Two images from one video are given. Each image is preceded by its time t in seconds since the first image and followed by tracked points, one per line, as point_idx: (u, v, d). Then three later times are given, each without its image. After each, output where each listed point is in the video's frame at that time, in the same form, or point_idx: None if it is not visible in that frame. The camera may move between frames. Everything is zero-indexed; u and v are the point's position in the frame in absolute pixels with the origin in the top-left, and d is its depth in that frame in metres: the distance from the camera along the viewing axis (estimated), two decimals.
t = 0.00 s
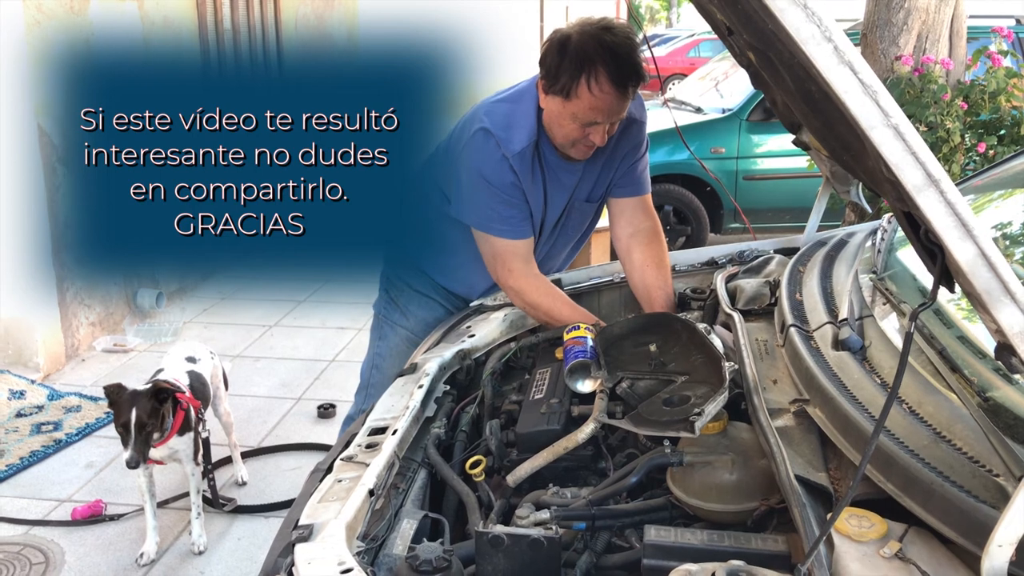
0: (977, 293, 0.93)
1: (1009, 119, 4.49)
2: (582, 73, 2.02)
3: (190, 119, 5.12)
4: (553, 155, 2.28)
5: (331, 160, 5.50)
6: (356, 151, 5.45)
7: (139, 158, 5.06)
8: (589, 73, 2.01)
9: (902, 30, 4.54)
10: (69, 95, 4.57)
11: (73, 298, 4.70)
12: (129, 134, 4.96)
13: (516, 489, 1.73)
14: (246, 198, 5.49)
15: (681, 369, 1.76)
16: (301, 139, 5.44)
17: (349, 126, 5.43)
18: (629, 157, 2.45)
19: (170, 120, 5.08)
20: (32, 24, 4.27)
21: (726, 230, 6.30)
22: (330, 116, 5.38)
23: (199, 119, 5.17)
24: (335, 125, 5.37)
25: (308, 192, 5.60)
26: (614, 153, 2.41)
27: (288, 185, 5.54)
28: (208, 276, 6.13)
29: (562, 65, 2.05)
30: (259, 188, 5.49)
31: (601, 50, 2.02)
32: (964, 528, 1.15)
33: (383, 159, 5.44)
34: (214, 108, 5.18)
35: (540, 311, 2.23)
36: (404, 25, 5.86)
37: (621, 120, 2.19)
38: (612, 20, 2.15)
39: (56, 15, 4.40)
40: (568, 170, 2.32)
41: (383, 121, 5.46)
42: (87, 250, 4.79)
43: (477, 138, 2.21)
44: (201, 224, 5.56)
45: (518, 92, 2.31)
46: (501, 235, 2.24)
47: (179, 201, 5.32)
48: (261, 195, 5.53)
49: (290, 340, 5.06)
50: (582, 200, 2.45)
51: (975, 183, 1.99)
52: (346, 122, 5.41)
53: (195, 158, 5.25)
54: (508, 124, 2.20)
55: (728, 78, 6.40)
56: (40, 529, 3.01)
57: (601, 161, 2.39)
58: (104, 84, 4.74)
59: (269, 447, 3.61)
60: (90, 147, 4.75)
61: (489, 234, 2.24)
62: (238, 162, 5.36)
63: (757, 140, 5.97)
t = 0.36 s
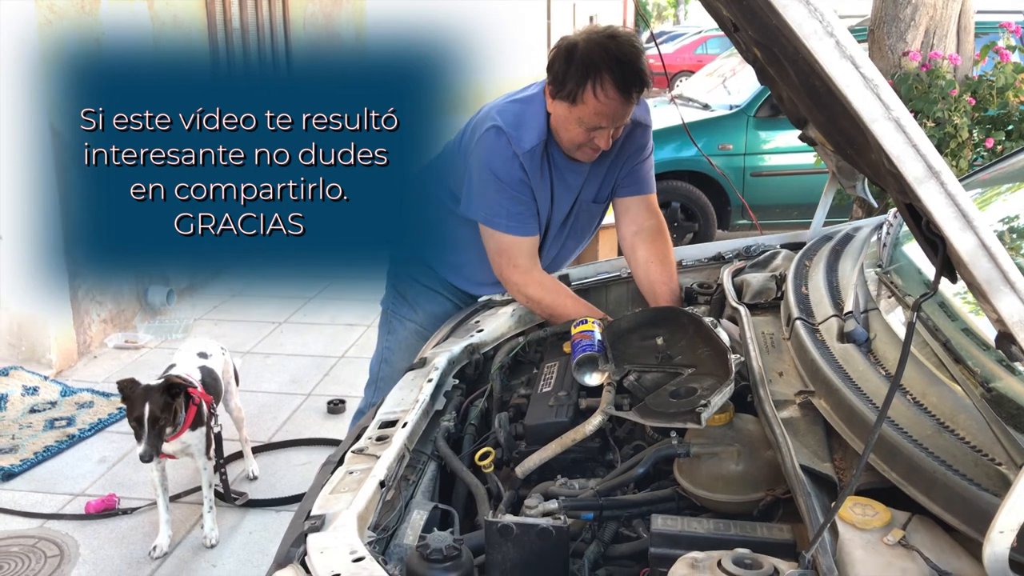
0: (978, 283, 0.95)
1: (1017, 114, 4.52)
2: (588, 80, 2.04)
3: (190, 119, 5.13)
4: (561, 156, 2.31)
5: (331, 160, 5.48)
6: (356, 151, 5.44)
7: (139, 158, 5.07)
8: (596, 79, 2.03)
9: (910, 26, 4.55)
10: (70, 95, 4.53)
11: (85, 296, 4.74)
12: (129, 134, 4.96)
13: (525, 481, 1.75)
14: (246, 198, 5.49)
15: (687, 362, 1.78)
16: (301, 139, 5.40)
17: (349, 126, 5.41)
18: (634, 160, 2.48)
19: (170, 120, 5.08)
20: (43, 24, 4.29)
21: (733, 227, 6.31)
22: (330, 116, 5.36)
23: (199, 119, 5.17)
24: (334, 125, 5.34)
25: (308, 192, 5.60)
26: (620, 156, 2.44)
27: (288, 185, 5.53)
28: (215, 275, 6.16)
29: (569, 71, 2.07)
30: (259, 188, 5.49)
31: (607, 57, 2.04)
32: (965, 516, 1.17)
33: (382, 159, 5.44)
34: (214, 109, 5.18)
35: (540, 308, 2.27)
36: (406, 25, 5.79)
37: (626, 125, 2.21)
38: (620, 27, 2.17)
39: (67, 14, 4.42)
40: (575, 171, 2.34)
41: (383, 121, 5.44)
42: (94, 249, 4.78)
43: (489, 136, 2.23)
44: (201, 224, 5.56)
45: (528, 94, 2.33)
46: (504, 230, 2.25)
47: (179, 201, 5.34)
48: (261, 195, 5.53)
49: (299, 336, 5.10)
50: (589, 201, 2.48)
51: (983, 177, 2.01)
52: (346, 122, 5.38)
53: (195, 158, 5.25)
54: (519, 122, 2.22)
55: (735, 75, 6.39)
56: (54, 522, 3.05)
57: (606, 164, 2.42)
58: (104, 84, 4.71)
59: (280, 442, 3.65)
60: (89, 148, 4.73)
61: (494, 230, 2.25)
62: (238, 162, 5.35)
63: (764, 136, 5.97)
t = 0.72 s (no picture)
0: (965, 283, 0.97)
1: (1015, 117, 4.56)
2: (583, 82, 2.06)
3: (190, 119, 5.15)
4: (557, 158, 2.33)
5: (331, 160, 5.52)
6: (356, 151, 5.47)
7: (139, 158, 5.08)
8: (591, 82, 2.05)
9: (908, 28, 4.57)
10: (70, 96, 4.54)
11: (87, 295, 4.76)
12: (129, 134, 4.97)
13: (523, 479, 1.76)
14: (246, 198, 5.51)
15: (683, 361, 1.80)
16: (301, 140, 5.44)
17: (349, 126, 5.44)
18: (629, 163, 2.50)
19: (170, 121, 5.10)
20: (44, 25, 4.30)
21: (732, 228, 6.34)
22: (330, 116, 5.39)
23: (199, 119, 5.19)
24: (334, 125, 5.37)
25: (308, 192, 5.62)
26: (615, 158, 2.47)
27: (287, 185, 5.56)
28: (216, 275, 6.18)
29: (565, 74, 2.09)
30: (258, 188, 5.52)
31: (602, 61, 2.06)
32: (955, 512, 1.19)
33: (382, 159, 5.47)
34: (215, 108, 5.20)
35: (539, 306, 2.29)
36: (406, 25, 5.79)
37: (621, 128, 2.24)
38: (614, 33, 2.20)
39: (69, 14, 4.44)
40: (571, 173, 2.37)
41: (383, 121, 5.46)
42: (95, 249, 4.80)
43: (487, 136, 2.25)
44: (201, 224, 5.58)
45: (526, 96, 2.36)
46: (502, 229, 2.26)
47: (179, 201, 5.36)
48: (261, 195, 5.56)
49: (299, 336, 5.12)
50: (584, 203, 2.51)
51: (979, 178, 2.04)
52: (346, 122, 5.41)
53: (195, 158, 5.27)
54: (517, 123, 2.24)
55: (734, 76, 6.42)
56: (56, 521, 3.06)
57: (601, 167, 2.45)
58: (104, 84, 4.72)
59: (280, 441, 3.67)
60: (90, 147, 4.73)
61: (491, 228, 2.26)
62: (238, 162, 5.38)
63: (763, 138, 6.00)
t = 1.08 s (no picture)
0: (953, 279, 1.00)
1: (1007, 118, 4.60)
2: (577, 81, 2.09)
3: (190, 119, 5.19)
4: (553, 157, 2.36)
5: (331, 160, 5.58)
6: (356, 151, 5.56)
7: (139, 158, 5.10)
8: (584, 81, 2.08)
9: (901, 31, 4.61)
10: (70, 96, 4.57)
11: (86, 298, 4.78)
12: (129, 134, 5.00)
13: (523, 476, 1.79)
14: (246, 198, 5.54)
15: (680, 359, 1.83)
16: (301, 140, 5.50)
17: (349, 126, 5.53)
18: (627, 162, 2.53)
19: (170, 120, 5.13)
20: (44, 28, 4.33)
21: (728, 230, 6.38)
22: (330, 116, 5.48)
23: (199, 119, 5.23)
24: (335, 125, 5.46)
25: (308, 192, 5.67)
26: (612, 158, 2.49)
27: (288, 185, 5.60)
28: (216, 276, 6.22)
29: (558, 74, 2.12)
30: (259, 188, 5.55)
31: (594, 59, 2.09)
32: (944, 503, 1.22)
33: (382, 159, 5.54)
34: (214, 109, 5.24)
35: (548, 305, 2.32)
36: (406, 25, 6.00)
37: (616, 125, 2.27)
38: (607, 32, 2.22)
39: (67, 19, 4.47)
40: (567, 172, 2.40)
41: (383, 121, 5.55)
42: (95, 249, 4.84)
43: (481, 138, 2.28)
44: (201, 224, 5.60)
45: (520, 96, 2.39)
46: (508, 228, 2.29)
47: (179, 201, 5.38)
48: (261, 195, 5.59)
49: (298, 338, 5.14)
50: (582, 202, 2.54)
51: (973, 178, 2.08)
52: (346, 121, 5.51)
53: (195, 158, 5.30)
54: (511, 124, 2.27)
55: (730, 78, 6.47)
56: (57, 521, 3.08)
57: (598, 165, 2.47)
58: (104, 84, 4.75)
59: (280, 442, 3.69)
60: (90, 148, 4.76)
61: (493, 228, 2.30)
62: (238, 162, 5.41)
63: (759, 140, 6.04)
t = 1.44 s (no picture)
0: (932, 274, 1.02)
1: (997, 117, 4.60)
2: (560, 79, 2.11)
3: (190, 119, 5.19)
4: (538, 155, 2.38)
5: (331, 160, 5.53)
6: (356, 151, 5.45)
7: (139, 158, 5.13)
8: (567, 78, 2.11)
9: (892, 31, 4.65)
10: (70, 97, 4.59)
11: (81, 296, 4.79)
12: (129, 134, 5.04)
13: (515, 471, 1.81)
14: (246, 198, 5.54)
15: (670, 356, 1.86)
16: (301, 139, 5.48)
17: (349, 126, 5.47)
18: (614, 159, 2.55)
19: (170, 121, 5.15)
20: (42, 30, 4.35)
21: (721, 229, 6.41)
22: (330, 116, 5.43)
23: (199, 119, 5.24)
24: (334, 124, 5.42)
25: (308, 192, 5.64)
26: (600, 156, 2.51)
27: (288, 185, 5.58)
28: (211, 276, 6.23)
29: (541, 71, 2.15)
30: (259, 188, 5.54)
31: (577, 57, 2.11)
32: (927, 495, 1.25)
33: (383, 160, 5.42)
34: (214, 109, 5.25)
35: (531, 305, 2.35)
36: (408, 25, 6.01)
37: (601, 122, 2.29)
38: (587, 27, 2.24)
39: (64, 20, 4.49)
40: (553, 169, 2.42)
41: (383, 121, 5.42)
42: (93, 250, 4.88)
43: (467, 135, 2.31)
44: (201, 224, 5.62)
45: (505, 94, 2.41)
46: (488, 226, 2.32)
47: (179, 201, 5.40)
48: (261, 195, 5.58)
49: (293, 337, 5.16)
50: (569, 199, 2.56)
51: (962, 175, 2.12)
52: (346, 121, 5.44)
53: (195, 158, 5.32)
54: (496, 121, 2.29)
55: (724, 77, 6.51)
56: (54, 519, 3.10)
57: (584, 160, 2.49)
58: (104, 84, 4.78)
59: (275, 440, 3.71)
60: (90, 147, 4.80)
61: (479, 228, 2.33)
62: (238, 162, 5.42)
63: (752, 139, 6.08)
